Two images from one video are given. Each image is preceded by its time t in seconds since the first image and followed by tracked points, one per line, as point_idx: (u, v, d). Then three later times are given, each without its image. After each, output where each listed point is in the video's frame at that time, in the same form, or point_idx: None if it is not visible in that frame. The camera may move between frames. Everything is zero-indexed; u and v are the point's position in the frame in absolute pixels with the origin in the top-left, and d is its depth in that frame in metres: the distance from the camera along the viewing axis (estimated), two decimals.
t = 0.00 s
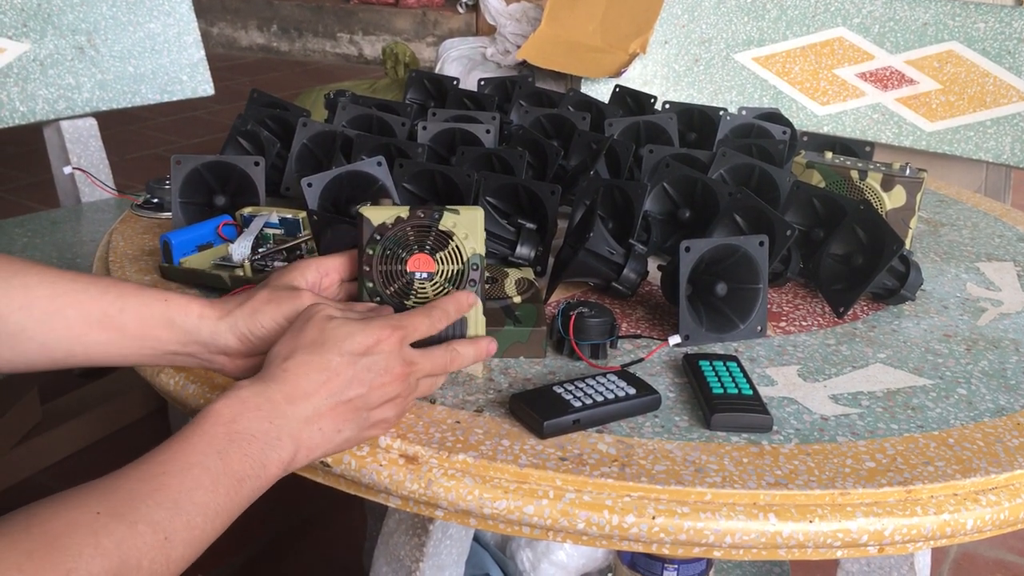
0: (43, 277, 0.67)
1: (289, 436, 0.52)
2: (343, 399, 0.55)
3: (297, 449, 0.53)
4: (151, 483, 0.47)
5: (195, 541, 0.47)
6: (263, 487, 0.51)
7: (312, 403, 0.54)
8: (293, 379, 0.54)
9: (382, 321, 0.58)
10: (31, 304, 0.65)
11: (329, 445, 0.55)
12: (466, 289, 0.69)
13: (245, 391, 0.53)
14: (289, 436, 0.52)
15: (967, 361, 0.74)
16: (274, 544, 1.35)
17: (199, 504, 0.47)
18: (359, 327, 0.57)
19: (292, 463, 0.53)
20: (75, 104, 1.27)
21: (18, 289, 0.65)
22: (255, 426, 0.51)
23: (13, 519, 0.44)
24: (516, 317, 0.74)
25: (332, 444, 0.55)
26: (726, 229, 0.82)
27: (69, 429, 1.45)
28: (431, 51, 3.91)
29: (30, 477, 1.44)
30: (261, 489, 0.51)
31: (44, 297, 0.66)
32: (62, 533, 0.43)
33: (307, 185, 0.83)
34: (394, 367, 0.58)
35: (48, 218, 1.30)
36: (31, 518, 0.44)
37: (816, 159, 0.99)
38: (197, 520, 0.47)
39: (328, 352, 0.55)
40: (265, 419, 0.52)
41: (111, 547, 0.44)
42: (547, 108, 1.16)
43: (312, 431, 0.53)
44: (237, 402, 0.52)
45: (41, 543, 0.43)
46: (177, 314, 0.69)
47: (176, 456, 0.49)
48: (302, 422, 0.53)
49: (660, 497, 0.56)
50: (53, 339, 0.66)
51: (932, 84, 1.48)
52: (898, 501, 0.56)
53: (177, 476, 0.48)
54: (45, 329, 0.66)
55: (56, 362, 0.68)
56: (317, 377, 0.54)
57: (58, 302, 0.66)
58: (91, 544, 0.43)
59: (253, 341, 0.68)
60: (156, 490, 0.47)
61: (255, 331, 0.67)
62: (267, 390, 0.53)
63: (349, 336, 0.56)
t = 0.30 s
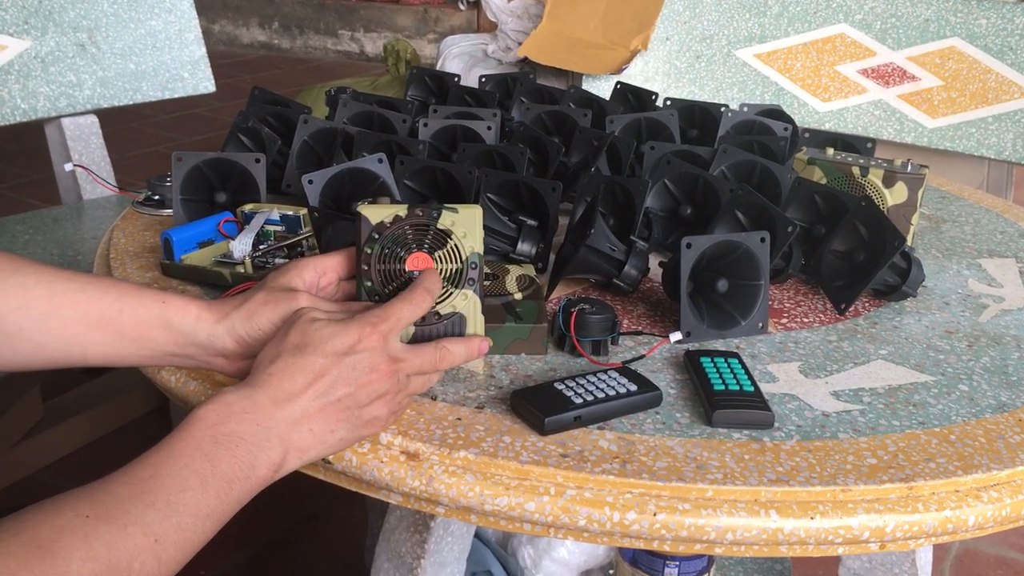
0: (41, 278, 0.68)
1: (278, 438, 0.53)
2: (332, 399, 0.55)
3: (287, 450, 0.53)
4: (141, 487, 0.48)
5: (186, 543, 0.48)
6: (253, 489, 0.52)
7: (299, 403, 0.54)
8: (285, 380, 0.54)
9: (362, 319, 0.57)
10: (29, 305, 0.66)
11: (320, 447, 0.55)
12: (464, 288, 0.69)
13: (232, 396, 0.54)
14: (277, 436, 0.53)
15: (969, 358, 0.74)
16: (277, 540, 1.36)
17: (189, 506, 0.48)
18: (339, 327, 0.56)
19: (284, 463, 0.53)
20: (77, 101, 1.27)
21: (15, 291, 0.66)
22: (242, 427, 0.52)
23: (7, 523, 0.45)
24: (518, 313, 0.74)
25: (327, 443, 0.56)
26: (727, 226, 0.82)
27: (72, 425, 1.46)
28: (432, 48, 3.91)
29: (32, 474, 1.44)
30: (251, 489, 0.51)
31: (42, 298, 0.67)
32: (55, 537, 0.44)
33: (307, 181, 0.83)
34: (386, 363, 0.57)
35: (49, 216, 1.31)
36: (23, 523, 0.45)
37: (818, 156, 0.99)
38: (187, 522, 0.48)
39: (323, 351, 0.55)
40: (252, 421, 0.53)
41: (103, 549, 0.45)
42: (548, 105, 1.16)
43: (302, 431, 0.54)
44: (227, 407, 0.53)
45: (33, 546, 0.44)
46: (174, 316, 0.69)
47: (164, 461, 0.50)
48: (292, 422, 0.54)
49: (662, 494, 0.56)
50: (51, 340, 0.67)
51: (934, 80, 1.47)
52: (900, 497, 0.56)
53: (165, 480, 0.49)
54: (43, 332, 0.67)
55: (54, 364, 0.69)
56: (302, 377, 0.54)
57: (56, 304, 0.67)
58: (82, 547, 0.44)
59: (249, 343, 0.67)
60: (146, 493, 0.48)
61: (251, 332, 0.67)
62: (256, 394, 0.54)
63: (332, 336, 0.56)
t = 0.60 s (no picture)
0: (43, 274, 0.68)
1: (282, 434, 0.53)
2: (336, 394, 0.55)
3: (290, 446, 0.53)
4: (143, 483, 0.48)
5: (188, 539, 0.48)
6: (257, 484, 0.52)
7: (303, 399, 0.54)
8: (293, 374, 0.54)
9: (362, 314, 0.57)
10: (32, 301, 0.66)
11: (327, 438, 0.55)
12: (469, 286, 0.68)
13: (236, 392, 0.53)
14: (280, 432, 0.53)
15: (972, 354, 0.74)
16: (279, 537, 1.36)
17: (191, 502, 0.48)
18: (341, 322, 0.56)
19: (286, 460, 0.53)
20: (79, 97, 1.27)
21: (18, 286, 0.66)
22: (245, 424, 0.52)
23: (8, 520, 0.45)
24: (521, 309, 0.74)
25: (330, 439, 0.56)
26: (730, 222, 0.82)
27: (75, 421, 1.46)
28: (435, 44, 3.91)
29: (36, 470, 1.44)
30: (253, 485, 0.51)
31: (45, 295, 0.67)
32: (57, 534, 0.44)
33: (311, 178, 0.84)
34: (387, 358, 0.57)
35: (52, 212, 1.31)
36: (24, 520, 0.45)
37: (821, 152, 0.99)
38: (189, 519, 0.48)
39: (327, 346, 0.55)
40: (255, 417, 0.52)
41: (104, 547, 0.45)
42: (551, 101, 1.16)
43: (305, 427, 0.54)
44: (234, 402, 0.53)
45: (34, 543, 0.43)
46: (177, 314, 0.68)
47: (166, 458, 0.50)
48: (296, 418, 0.54)
49: (665, 491, 0.56)
50: (54, 336, 0.68)
51: (938, 76, 1.47)
52: (904, 494, 0.56)
53: (167, 477, 0.49)
54: (46, 327, 0.67)
55: (57, 360, 0.69)
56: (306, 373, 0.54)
57: (59, 300, 0.67)
58: (84, 544, 0.44)
59: (251, 340, 0.67)
60: (148, 490, 0.48)
61: (253, 331, 0.67)
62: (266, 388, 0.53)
63: (333, 331, 0.56)
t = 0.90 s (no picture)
0: (44, 273, 0.67)
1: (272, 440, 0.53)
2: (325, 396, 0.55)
3: (282, 450, 0.53)
4: (138, 484, 0.48)
5: (184, 539, 0.48)
6: (248, 490, 0.52)
7: (291, 404, 0.54)
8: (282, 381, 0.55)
9: (351, 316, 0.57)
10: (33, 301, 0.66)
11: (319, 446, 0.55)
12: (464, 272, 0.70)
13: (223, 399, 0.54)
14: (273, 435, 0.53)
15: (975, 351, 0.74)
16: (281, 533, 1.36)
17: (186, 503, 0.48)
18: (328, 325, 0.57)
19: (281, 461, 0.53)
20: (81, 94, 1.27)
21: (16, 285, 0.66)
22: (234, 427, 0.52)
23: (6, 518, 0.45)
24: (523, 306, 0.74)
25: (325, 441, 0.56)
26: (733, 219, 0.82)
27: (77, 418, 1.46)
28: (437, 41, 3.91)
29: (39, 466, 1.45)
30: (247, 487, 0.51)
31: (46, 292, 0.67)
32: (54, 532, 0.44)
33: (312, 174, 0.84)
34: (376, 358, 0.57)
35: (54, 208, 1.31)
36: (21, 519, 0.45)
37: (824, 149, 0.99)
38: (184, 519, 0.48)
39: (317, 350, 0.56)
40: (245, 422, 0.53)
41: (101, 545, 0.45)
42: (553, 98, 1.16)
43: (297, 431, 0.54)
44: (221, 410, 0.53)
45: (32, 541, 0.44)
46: (178, 309, 0.69)
47: (159, 461, 0.50)
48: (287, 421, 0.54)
49: (667, 488, 0.56)
50: (55, 335, 0.67)
51: (940, 73, 1.47)
52: (906, 491, 0.56)
53: (160, 478, 0.49)
54: (46, 326, 0.67)
55: (58, 358, 0.69)
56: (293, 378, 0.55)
57: (60, 298, 0.67)
58: (81, 542, 0.44)
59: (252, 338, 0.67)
60: (142, 490, 0.48)
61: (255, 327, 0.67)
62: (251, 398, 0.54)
63: (320, 335, 0.56)
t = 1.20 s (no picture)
0: (43, 270, 0.67)
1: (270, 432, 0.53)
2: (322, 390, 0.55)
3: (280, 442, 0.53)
4: (137, 476, 0.48)
5: (182, 533, 0.48)
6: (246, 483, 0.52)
7: (289, 397, 0.54)
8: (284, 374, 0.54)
9: (355, 313, 0.58)
10: (32, 297, 0.66)
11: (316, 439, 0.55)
12: (457, 263, 0.71)
13: (223, 389, 0.53)
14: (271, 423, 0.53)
15: (974, 349, 0.74)
16: (280, 530, 1.36)
17: (185, 496, 0.48)
18: (331, 322, 0.57)
19: (279, 453, 0.53)
20: (81, 91, 1.27)
21: (16, 283, 0.65)
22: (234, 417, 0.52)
23: (6, 512, 0.45)
24: (522, 304, 0.74)
25: (315, 435, 0.55)
26: (733, 216, 0.82)
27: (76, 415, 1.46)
28: (437, 38, 3.91)
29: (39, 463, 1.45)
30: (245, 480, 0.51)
31: (44, 289, 0.66)
32: (53, 527, 0.44)
33: (312, 171, 0.84)
34: (376, 356, 0.57)
35: (54, 206, 1.31)
36: (22, 513, 0.45)
37: (824, 146, 0.99)
38: (183, 513, 0.48)
39: (317, 344, 0.56)
40: (244, 414, 0.52)
41: (100, 538, 0.45)
42: (553, 95, 1.15)
43: (294, 424, 0.54)
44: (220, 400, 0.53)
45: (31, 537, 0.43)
46: (178, 300, 0.69)
47: (158, 451, 0.50)
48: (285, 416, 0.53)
49: (666, 485, 0.56)
50: (55, 330, 0.66)
51: (940, 70, 1.47)
52: (905, 488, 0.56)
53: (158, 471, 0.48)
54: (46, 322, 0.66)
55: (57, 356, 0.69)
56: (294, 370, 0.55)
57: (59, 294, 0.67)
58: (81, 536, 0.44)
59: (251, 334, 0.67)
60: (142, 484, 0.48)
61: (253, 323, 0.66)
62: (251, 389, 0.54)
63: (323, 331, 0.57)
